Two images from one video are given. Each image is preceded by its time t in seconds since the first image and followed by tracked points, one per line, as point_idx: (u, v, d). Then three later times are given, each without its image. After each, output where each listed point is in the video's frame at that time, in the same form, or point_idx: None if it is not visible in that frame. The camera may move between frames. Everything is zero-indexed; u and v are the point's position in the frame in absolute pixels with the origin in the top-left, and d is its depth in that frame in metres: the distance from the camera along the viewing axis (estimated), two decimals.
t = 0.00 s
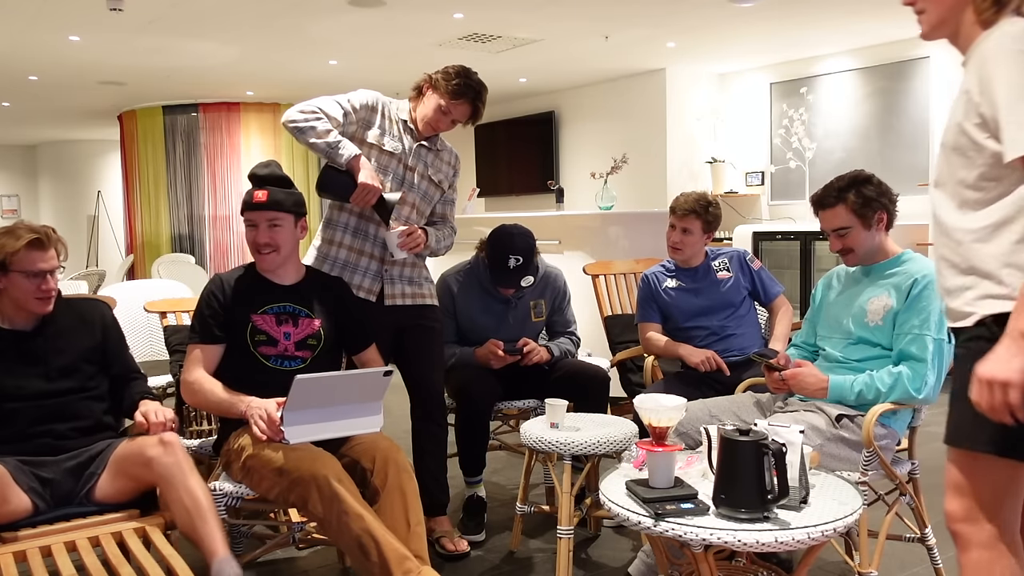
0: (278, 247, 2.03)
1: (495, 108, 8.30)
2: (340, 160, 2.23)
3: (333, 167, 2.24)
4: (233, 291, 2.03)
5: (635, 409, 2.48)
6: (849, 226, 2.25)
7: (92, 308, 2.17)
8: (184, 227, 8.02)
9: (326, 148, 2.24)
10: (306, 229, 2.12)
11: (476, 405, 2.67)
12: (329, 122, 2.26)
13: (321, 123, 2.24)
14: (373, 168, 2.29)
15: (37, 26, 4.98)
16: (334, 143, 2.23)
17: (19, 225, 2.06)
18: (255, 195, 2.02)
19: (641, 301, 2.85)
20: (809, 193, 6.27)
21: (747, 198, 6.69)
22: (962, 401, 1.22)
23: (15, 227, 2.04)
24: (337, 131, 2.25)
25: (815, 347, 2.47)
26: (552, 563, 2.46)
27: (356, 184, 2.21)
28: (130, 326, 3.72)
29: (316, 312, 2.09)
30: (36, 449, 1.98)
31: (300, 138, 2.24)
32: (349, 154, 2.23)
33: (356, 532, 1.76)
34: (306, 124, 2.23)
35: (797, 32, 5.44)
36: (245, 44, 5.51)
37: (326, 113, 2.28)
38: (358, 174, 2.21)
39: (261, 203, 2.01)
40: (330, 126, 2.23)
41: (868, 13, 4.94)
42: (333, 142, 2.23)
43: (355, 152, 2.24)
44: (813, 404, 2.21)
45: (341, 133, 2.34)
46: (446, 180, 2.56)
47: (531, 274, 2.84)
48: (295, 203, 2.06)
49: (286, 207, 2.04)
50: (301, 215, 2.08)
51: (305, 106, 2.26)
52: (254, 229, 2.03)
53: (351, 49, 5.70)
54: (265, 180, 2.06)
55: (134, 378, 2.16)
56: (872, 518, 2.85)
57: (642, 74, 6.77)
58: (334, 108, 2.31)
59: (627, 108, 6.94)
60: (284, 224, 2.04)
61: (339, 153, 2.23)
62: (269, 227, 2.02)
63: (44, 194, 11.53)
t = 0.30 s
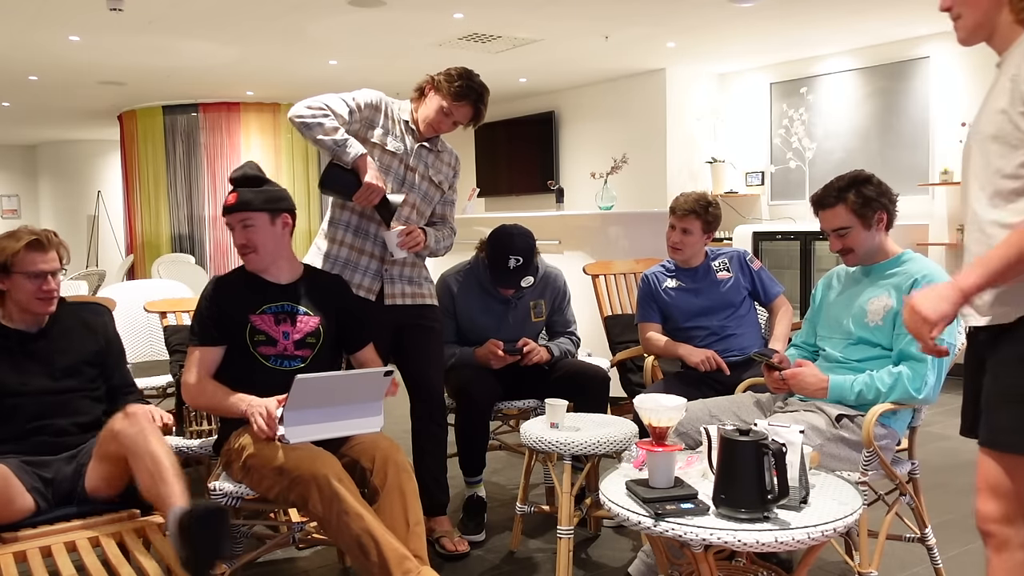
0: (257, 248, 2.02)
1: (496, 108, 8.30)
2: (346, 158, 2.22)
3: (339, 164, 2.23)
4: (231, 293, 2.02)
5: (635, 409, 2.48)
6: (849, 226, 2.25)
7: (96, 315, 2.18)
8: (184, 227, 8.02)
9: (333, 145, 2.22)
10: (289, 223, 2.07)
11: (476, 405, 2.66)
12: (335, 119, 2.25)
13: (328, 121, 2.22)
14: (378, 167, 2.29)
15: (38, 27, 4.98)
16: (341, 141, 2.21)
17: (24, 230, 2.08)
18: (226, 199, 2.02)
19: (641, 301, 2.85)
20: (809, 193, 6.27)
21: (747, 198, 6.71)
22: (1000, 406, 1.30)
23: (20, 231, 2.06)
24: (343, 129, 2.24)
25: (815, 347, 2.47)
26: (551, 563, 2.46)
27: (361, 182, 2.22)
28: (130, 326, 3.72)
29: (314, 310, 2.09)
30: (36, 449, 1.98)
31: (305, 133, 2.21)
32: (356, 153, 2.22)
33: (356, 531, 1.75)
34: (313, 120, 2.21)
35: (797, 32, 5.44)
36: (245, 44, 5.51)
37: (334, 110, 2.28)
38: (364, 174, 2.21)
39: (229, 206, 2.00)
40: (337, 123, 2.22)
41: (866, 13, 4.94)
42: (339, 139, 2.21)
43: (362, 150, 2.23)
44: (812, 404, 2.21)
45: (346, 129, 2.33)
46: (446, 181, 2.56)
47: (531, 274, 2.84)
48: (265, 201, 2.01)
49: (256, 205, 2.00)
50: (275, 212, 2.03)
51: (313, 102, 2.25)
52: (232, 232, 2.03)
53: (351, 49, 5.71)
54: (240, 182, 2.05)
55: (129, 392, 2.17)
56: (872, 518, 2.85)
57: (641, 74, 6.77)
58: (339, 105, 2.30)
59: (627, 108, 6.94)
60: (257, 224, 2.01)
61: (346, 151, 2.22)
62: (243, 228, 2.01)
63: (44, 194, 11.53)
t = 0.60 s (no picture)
0: (236, 251, 2.02)
1: (496, 108, 8.31)
2: (350, 157, 2.21)
3: (342, 163, 2.23)
4: (226, 295, 2.02)
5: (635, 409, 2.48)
6: (849, 226, 2.25)
7: (101, 317, 2.17)
8: (184, 227, 8.02)
9: (338, 144, 2.21)
10: (268, 222, 2.05)
11: (475, 405, 2.66)
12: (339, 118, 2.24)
13: (333, 119, 2.21)
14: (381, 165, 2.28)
15: (37, 26, 4.98)
16: (346, 140, 2.20)
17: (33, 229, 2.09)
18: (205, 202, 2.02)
19: (641, 301, 2.85)
20: (809, 193, 6.27)
21: (747, 198, 6.72)
22: (993, 400, 1.29)
23: (29, 230, 2.07)
24: (347, 127, 2.23)
25: (815, 347, 2.47)
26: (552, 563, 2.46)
27: (364, 182, 2.22)
28: (131, 326, 3.72)
29: (306, 306, 2.09)
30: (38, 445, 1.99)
31: (309, 131, 2.21)
32: (360, 152, 2.22)
33: (356, 531, 1.75)
34: (318, 118, 2.20)
35: (797, 32, 5.44)
36: (245, 44, 5.51)
37: (338, 109, 2.26)
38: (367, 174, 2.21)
39: (207, 209, 2.00)
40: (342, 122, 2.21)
41: (866, 13, 4.94)
42: (344, 138, 2.20)
43: (365, 150, 2.23)
44: (812, 404, 2.21)
45: (350, 127, 2.32)
46: (446, 181, 2.56)
47: (530, 274, 2.84)
48: (243, 201, 2.01)
49: (233, 207, 2.00)
50: (253, 213, 2.02)
51: (318, 100, 2.23)
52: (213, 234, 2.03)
53: (351, 49, 5.71)
54: (220, 184, 2.04)
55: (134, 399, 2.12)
56: (872, 517, 2.86)
57: (641, 74, 6.77)
58: (343, 103, 2.29)
59: (627, 108, 6.94)
60: (235, 225, 2.00)
61: (351, 150, 2.21)
62: (222, 230, 2.01)
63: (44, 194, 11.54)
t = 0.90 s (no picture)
0: (234, 251, 2.02)
1: (496, 108, 8.31)
2: (350, 156, 2.21)
3: (342, 161, 2.22)
4: (225, 294, 2.02)
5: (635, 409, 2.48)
6: (849, 226, 2.24)
7: (99, 319, 2.23)
8: (184, 227, 8.03)
9: (338, 142, 2.20)
10: (264, 221, 2.05)
11: (475, 404, 2.66)
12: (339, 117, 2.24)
13: (333, 118, 2.22)
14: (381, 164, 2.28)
15: (37, 26, 4.98)
16: (346, 138, 2.20)
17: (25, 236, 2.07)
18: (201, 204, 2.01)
19: (641, 301, 2.85)
20: (809, 193, 6.27)
21: (747, 198, 6.72)
22: (976, 405, 1.30)
23: (20, 238, 2.06)
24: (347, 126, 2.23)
25: (815, 347, 2.47)
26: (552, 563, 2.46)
27: (364, 180, 2.22)
28: (130, 326, 3.72)
29: (305, 305, 2.09)
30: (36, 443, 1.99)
31: (309, 130, 2.21)
32: (360, 151, 2.21)
33: (356, 530, 1.76)
34: (318, 117, 2.20)
35: (797, 32, 5.43)
36: (245, 44, 5.51)
37: (338, 108, 2.27)
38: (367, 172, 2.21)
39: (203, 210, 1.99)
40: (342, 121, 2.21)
41: (866, 12, 4.94)
42: (344, 137, 2.20)
43: (365, 149, 2.23)
44: (812, 404, 2.21)
45: (351, 126, 2.32)
46: (446, 181, 2.55)
47: (531, 274, 2.84)
48: (239, 202, 2.00)
49: (228, 207, 1.99)
50: (248, 212, 2.02)
51: (318, 98, 2.24)
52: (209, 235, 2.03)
53: (351, 49, 5.70)
54: (216, 185, 2.03)
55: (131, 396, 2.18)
56: (872, 517, 2.86)
57: (641, 74, 6.77)
58: (344, 102, 2.29)
59: (626, 107, 6.94)
60: (231, 227, 2.00)
61: (351, 149, 2.21)
62: (218, 231, 2.00)
63: (44, 194, 11.54)
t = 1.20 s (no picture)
0: (234, 253, 2.02)
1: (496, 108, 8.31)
2: (353, 153, 2.21)
3: (344, 158, 2.22)
4: (225, 295, 2.03)
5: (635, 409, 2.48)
6: (849, 226, 2.24)
7: (97, 320, 2.22)
8: (184, 227, 8.03)
9: (340, 139, 2.21)
10: (262, 223, 2.05)
11: (475, 404, 2.66)
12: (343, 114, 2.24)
13: (337, 115, 2.22)
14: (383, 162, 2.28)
15: (37, 27, 4.98)
16: (349, 135, 2.20)
17: (22, 237, 2.07)
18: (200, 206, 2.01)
19: (642, 300, 2.85)
20: (809, 193, 6.27)
21: (747, 198, 6.72)
22: (961, 415, 1.28)
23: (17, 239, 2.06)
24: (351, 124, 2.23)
25: (815, 347, 2.47)
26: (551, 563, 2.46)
27: (364, 179, 2.22)
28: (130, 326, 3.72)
29: (306, 305, 2.09)
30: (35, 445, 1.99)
31: (312, 126, 2.20)
32: (362, 149, 2.21)
33: (356, 530, 1.76)
34: (322, 113, 2.20)
35: (797, 32, 5.44)
36: (245, 44, 5.51)
37: (342, 105, 2.27)
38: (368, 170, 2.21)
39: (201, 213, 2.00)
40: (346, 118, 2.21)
41: (866, 13, 4.94)
42: (347, 134, 2.20)
43: (368, 147, 2.23)
44: (812, 404, 2.21)
45: (354, 124, 2.32)
46: (447, 183, 2.55)
47: (532, 274, 2.85)
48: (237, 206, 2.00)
49: (226, 211, 1.98)
50: (247, 215, 2.02)
51: (322, 96, 2.24)
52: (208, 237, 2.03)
53: (351, 49, 5.70)
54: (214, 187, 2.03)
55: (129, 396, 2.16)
56: (873, 517, 2.86)
57: (640, 74, 6.77)
58: (348, 100, 2.29)
59: (626, 107, 6.94)
60: (230, 230, 2.00)
61: (353, 147, 2.21)
62: (217, 234, 2.01)
63: (44, 194, 11.54)
